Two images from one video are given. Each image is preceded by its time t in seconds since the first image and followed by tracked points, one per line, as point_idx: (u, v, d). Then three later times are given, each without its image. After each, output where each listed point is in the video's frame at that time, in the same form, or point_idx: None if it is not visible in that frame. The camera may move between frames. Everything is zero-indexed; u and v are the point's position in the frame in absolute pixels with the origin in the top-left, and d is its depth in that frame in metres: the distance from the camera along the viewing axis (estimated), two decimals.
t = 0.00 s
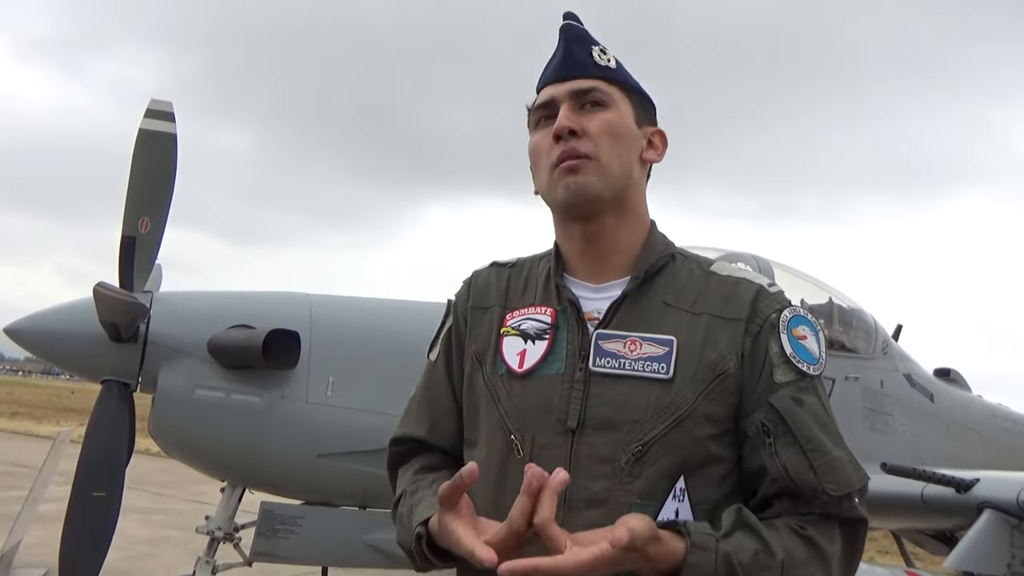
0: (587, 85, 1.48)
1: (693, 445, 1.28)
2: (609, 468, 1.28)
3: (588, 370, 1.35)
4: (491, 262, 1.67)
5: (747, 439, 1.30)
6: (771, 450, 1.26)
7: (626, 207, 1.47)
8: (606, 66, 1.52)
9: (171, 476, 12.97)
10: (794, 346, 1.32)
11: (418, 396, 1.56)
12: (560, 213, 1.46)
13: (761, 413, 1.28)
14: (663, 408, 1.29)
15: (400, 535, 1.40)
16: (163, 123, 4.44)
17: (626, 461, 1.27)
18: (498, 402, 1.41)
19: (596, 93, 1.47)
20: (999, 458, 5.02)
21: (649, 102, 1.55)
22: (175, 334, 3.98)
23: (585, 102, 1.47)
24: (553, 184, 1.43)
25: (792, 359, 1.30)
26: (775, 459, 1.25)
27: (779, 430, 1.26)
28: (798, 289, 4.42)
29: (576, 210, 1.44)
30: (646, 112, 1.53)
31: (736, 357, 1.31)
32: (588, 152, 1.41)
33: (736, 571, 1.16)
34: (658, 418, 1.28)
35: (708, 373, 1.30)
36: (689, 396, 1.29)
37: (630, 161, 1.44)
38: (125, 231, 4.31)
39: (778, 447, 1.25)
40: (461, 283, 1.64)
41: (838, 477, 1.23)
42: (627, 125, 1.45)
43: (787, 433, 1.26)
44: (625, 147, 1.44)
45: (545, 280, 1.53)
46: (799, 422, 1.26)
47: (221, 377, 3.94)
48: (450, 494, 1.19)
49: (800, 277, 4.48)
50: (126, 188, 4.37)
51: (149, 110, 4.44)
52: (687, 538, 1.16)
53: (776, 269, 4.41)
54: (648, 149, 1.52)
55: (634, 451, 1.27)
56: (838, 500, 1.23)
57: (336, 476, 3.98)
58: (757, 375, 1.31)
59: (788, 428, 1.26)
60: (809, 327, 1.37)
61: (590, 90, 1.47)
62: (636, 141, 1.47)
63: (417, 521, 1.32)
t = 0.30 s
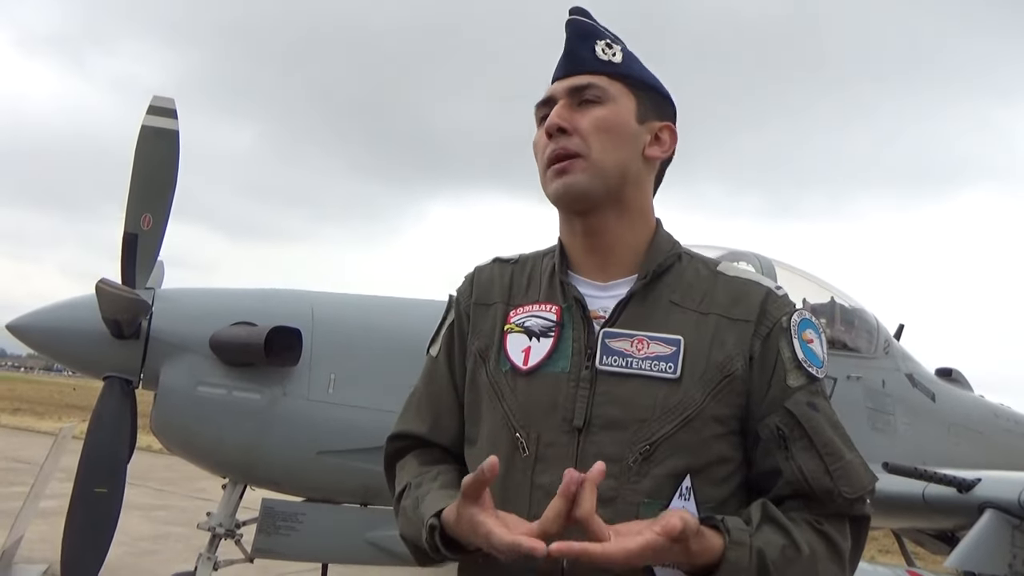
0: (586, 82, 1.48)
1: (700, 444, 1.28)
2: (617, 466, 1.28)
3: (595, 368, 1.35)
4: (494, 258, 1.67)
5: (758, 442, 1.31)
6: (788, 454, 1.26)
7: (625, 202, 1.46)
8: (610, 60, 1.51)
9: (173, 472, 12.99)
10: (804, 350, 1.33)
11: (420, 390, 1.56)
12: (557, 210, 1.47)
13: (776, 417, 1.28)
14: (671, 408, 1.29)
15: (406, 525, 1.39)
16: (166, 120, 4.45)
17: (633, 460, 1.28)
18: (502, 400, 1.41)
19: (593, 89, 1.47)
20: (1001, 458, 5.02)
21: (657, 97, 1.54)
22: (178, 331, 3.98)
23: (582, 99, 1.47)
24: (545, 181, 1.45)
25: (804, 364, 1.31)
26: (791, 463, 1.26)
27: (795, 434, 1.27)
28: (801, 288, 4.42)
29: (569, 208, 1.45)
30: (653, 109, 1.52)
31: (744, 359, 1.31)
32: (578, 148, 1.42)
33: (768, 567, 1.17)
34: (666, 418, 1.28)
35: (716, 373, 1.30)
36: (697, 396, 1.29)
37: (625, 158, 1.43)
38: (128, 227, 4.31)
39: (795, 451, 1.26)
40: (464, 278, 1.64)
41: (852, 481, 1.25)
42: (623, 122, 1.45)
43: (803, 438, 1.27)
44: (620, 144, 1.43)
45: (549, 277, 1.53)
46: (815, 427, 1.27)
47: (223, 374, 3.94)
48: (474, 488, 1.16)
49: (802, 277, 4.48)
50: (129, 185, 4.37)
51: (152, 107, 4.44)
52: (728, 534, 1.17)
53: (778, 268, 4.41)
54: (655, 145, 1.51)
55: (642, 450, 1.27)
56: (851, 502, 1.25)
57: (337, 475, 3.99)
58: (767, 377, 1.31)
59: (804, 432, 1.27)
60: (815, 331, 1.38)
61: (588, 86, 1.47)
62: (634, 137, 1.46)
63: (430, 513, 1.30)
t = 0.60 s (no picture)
0: (589, 84, 1.47)
1: (696, 441, 1.28)
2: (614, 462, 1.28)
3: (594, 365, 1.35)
4: (498, 258, 1.67)
5: (746, 439, 1.31)
6: (771, 449, 1.26)
7: (626, 205, 1.46)
8: (614, 60, 1.50)
9: (173, 469, 13.01)
10: (797, 349, 1.32)
11: (419, 386, 1.55)
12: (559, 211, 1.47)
13: (762, 412, 1.28)
14: (667, 405, 1.28)
15: (395, 507, 1.38)
16: (167, 117, 4.44)
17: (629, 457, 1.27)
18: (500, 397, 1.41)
19: (596, 92, 1.46)
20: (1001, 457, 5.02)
21: (662, 97, 1.53)
22: (179, 327, 3.99)
23: (585, 101, 1.47)
24: (547, 184, 1.44)
25: (795, 362, 1.30)
26: (774, 459, 1.25)
27: (779, 430, 1.26)
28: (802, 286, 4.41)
29: (571, 211, 1.45)
30: (657, 110, 1.52)
31: (739, 357, 1.31)
32: (580, 152, 1.41)
33: (744, 547, 1.16)
34: (662, 415, 1.28)
35: (712, 371, 1.30)
36: (693, 393, 1.29)
37: (627, 161, 1.43)
38: (129, 224, 4.31)
39: (778, 447, 1.26)
40: (468, 276, 1.64)
41: (836, 479, 1.24)
42: (626, 126, 1.44)
43: (786, 434, 1.26)
44: (622, 148, 1.43)
45: (551, 277, 1.53)
46: (799, 424, 1.26)
47: (224, 370, 3.94)
48: (479, 412, 1.16)
49: (803, 275, 4.47)
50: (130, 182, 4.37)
51: (153, 104, 4.44)
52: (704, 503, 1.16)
53: (779, 266, 4.40)
54: (657, 147, 1.51)
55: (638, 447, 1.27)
56: (834, 501, 1.23)
57: (337, 472, 3.99)
58: (759, 374, 1.31)
59: (788, 428, 1.26)
60: (811, 333, 1.37)
61: (590, 89, 1.46)
62: (637, 140, 1.45)
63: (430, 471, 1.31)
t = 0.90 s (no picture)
0: (586, 86, 1.45)
1: (674, 434, 1.27)
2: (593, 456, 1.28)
3: (577, 361, 1.35)
4: (492, 258, 1.67)
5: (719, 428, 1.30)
6: (738, 436, 1.25)
7: (618, 208, 1.46)
8: (614, 63, 1.48)
9: (175, 466, 13.03)
10: (774, 340, 1.32)
11: (411, 384, 1.56)
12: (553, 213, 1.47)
13: (733, 401, 1.28)
14: (646, 397, 1.29)
15: (378, 502, 1.38)
16: (169, 114, 4.45)
17: (608, 452, 1.27)
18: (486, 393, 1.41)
19: (593, 96, 1.45)
20: (1002, 456, 5.02)
21: (656, 101, 1.53)
22: (179, 325, 3.99)
23: (582, 104, 1.46)
24: (542, 187, 1.44)
25: (769, 351, 1.30)
26: (741, 446, 1.25)
27: (748, 417, 1.25)
28: (803, 285, 4.41)
29: (565, 213, 1.45)
30: (652, 114, 1.51)
31: (718, 348, 1.31)
32: (578, 156, 1.41)
33: (700, 561, 1.15)
34: (640, 407, 1.28)
35: (691, 363, 1.30)
36: (672, 386, 1.29)
37: (623, 166, 1.43)
38: (130, 221, 4.32)
39: (745, 434, 1.25)
40: (461, 276, 1.64)
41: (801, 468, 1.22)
42: (623, 131, 1.44)
43: (754, 421, 1.25)
44: (619, 153, 1.43)
45: (540, 277, 1.53)
46: (769, 412, 1.25)
47: (225, 368, 3.94)
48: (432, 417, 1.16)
49: (804, 274, 4.47)
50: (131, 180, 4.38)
51: (154, 101, 4.44)
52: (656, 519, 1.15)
53: (780, 265, 4.40)
54: (649, 152, 1.51)
55: (617, 441, 1.27)
56: (799, 490, 1.22)
57: (336, 469, 3.99)
58: (734, 364, 1.31)
59: (756, 416, 1.25)
60: (794, 325, 1.37)
61: (588, 92, 1.45)
62: (632, 145, 1.45)
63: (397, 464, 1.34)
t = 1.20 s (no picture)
0: (600, 91, 1.44)
1: (666, 434, 1.29)
2: (586, 455, 1.28)
3: (566, 361, 1.33)
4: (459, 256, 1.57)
5: (722, 437, 1.31)
6: (752, 446, 1.28)
7: (611, 215, 1.47)
8: (621, 71, 1.49)
9: (176, 464, 13.05)
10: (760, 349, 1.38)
11: (380, 376, 1.38)
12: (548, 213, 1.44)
13: (740, 412, 1.30)
14: (639, 399, 1.30)
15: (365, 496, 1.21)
16: (170, 113, 4.45)
17: (603, 449, 1.28)
18: (471, 395, 1.35)
19: (607, 101, 1.44)
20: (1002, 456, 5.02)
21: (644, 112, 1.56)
22: (180, 324, 3.99)
23: (593, 107, 1.44)
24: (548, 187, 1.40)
25: (762, 361, 1.35)
26: (756, 455, 1.27)
27: (758, 427, 1.29)
28: (804, 284, 4.41)
29: (563, 215, 1.43)
30: (640, 123, 1.55)
31: (708, 354, 1.34)
32: (592, 163, 1.39)
33: None
34: (634, 408, 1.29)
35: (681, 367, 1.32)
36: (665, 387, 1.31)
37: (623, 176, 1.44)
38: (132, 220, 4.32)
39: (758, 444, 1.28)
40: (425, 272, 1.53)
41: (806, 471, 1.29)
42: (627, 140, 1.44)
43: (764, 431, 1.29)
44: (622, 162, 1.43)
45: (517, 274, 1.47)
46: (774, 421, 1.30)
47: (225, 367, 3.95)
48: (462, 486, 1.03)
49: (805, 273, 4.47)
50: (133, 179, 4.38)
51: (156, 101, 4.44)
52: None
53: (781, 265, 4.40)
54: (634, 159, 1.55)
55: (611, 439, 1.28)
56: (804, 492, 1.29)
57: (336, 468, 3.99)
58: (732, 373, 1.33)
59: (765, 425, 1.29)
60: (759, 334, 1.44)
61: (602, 97, 1.44)
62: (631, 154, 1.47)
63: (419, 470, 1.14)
